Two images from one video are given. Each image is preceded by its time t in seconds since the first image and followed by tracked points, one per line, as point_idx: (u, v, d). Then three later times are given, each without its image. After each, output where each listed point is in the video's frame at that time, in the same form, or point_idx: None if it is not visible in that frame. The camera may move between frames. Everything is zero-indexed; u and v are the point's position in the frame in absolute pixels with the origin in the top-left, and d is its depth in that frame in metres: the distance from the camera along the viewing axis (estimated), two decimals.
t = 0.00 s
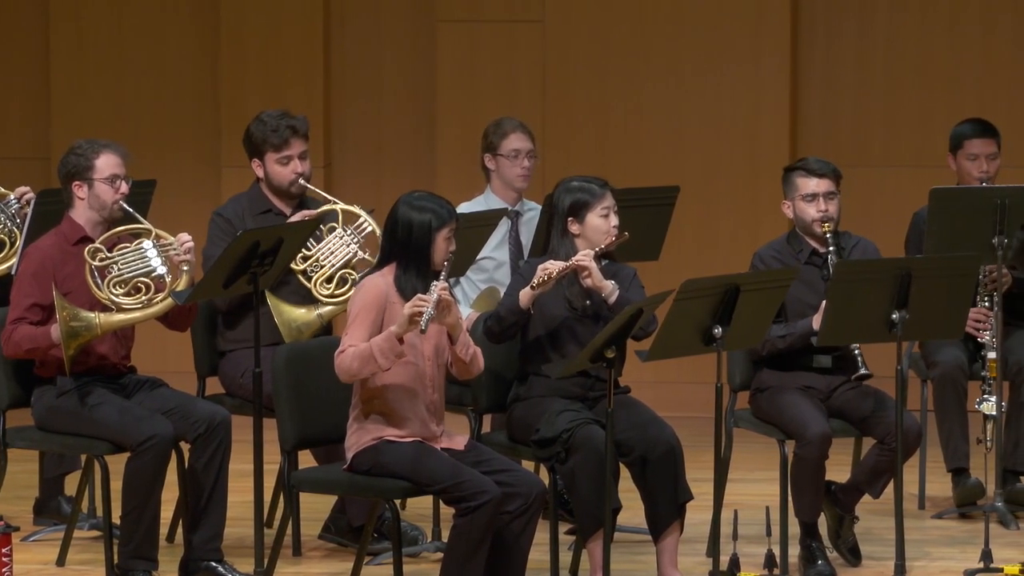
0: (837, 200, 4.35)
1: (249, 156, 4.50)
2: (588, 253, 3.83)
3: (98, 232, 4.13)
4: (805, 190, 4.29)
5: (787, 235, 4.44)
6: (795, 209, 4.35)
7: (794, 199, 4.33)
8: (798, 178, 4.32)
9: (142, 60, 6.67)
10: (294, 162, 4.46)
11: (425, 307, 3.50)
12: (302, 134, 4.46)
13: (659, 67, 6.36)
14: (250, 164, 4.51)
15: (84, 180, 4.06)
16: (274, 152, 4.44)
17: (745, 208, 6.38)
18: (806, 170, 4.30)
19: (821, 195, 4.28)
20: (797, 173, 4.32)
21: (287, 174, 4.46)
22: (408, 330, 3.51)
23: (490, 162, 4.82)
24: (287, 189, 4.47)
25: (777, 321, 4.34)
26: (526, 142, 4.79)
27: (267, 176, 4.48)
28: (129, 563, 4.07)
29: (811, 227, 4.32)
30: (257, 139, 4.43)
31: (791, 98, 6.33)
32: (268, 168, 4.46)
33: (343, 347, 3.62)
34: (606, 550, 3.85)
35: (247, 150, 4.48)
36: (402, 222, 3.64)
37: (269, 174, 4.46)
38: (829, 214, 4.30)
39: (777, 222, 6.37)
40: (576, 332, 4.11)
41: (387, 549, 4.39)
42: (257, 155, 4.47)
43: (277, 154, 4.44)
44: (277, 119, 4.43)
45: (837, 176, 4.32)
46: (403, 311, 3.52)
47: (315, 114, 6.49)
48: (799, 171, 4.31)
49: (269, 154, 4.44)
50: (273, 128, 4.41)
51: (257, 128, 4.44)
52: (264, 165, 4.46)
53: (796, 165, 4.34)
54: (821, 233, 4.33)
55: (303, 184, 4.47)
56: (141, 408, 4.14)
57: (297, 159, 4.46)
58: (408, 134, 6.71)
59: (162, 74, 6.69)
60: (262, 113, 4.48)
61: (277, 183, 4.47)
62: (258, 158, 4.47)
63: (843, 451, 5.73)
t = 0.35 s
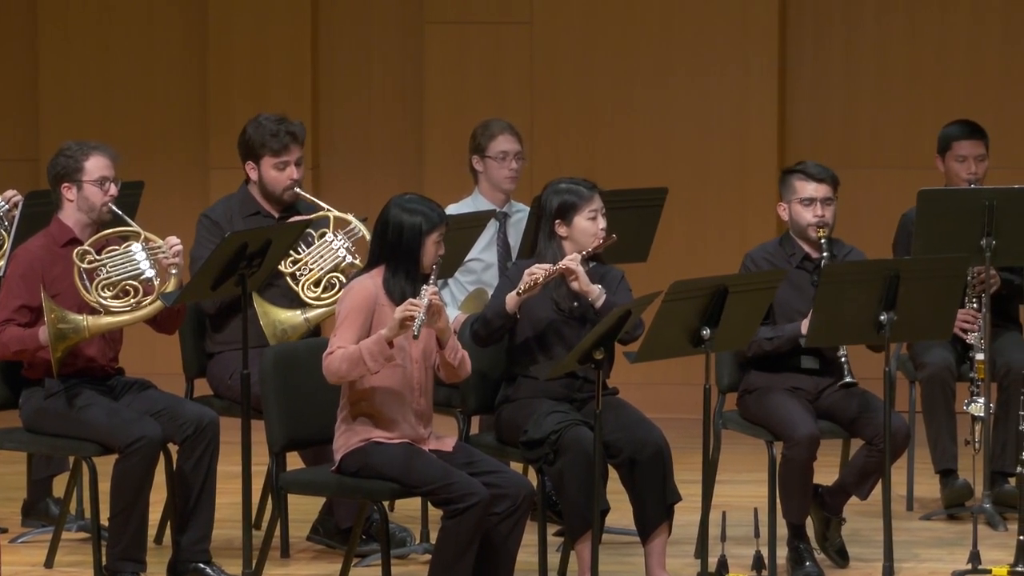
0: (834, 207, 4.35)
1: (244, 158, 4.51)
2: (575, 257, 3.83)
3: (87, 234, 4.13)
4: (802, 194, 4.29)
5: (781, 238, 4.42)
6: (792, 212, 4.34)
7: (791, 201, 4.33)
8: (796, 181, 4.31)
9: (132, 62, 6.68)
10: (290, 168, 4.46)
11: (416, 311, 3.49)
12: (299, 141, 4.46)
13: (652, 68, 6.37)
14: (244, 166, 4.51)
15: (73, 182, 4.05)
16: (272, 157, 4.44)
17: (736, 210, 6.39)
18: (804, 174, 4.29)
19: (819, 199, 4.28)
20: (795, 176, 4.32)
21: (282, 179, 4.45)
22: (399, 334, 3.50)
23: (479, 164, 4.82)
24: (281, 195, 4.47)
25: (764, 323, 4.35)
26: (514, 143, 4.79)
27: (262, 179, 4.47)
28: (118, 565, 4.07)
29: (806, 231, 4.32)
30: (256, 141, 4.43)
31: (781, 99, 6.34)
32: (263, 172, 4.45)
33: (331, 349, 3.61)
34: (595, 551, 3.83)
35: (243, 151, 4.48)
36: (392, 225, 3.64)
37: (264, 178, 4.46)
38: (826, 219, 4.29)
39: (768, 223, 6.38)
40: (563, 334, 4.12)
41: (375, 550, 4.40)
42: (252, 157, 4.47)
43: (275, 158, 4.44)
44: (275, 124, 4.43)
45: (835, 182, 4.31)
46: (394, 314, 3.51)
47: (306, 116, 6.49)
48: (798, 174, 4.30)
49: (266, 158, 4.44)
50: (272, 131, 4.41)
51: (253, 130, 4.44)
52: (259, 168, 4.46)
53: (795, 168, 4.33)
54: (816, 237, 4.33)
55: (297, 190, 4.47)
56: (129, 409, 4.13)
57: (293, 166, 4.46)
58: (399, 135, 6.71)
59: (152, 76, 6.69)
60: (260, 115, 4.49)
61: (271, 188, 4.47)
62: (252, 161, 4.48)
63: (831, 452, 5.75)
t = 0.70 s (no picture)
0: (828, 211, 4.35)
1: (244, 156, 4.48)
2: (563, 264, 3.83)
3: (79, 237, 4.13)
4: (798, 198, 4.29)
5: (771, 239, 4.43)
6: (785, 214, 4.33)
7: (786, 204, 4.32)
8: (791, 184, 4.32)
9: (127, 61, 6.77)
10: (289, 176, 4.45)
11: (409, 310, 3.49)
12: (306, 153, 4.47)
13: (644, 70, 6.40)
14: (243, 164, 4.49)
15: (67, 185, 4.05)
16: (276, 161, 4.42)
17: (727, 211, 6.41)
18: (800, 177, 4.29)
19: (814, 204, 4.28)
20: (789, 178, 4.32)
21: (280, 185, 4.44)
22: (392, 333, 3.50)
23: (467, 166, 4.82)
24: (275, 200, 4.47)
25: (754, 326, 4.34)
26: (502, 146, 4.78)
27: (259, 181, 4.46)
28: (106, 567, 4.06)
29: (800, 235, 4.31)
30: (260, 145, 4.41)
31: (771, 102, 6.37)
32: (263, 175, 4.44)
33: (323, 349, 3.59)
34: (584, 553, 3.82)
35: (244, 150, 4.46)
36: (381, 226, 3.64)
37: (261, 181, 4.45)
38: (820, 224, 4.29)
39: (759, 224, 6.40)
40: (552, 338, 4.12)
41: (363, 553, 4.40)
42: (253, 156, 4.45)
43: (279, 163, 4.43)
44: (287, 130, 4.43)
45: (830, 187, 4.32)
46: (387, 313, 3.51)
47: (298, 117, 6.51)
48: (792, 177, 4.30)
49: (272, 162, 4.42)
50: (282, 137, 4.41)
51: (257, 132, 4.44)
52: (259, 170, 4.44)
53: (790, 171, 4.33)
54: (809, 242, 4.32)
55: (290, 198, 4.47)
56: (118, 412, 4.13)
57: (293, 175, 4.46)
58: (391, 137, 6.74)
59: (145, 74, 6.78)
60: (267, 116, 4.48)
61: (267, 192, 4.46)
62: (252, 161, 4.46)
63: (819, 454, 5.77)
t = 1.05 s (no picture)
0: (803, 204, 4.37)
1: (238, 154, 4.47)
2: (551, 262, 3.82)
3: (70, 240, 4.12)
4: (773, 193, 4.29)
5: (752, 239, 4.41)
6: (763, 212, 4.34)
7: (762, 202, 4.33)
8: (766, 181, 4.32)
9: (119, 66, 6.79)
10: (281, 178, 4.45)
11: (404, 310, 3.49)
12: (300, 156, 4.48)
13: (635, 71, 6.42)
14: (238, 163, 4.48)
15: (59, 188, 4.06)
16: (271, 162, 4.42)
17: (717, 212, 6.43)
18: (773, 174, 4.30)
19: (790, 198, 4.29)
20: (763, 176, 4.33)
21: (272, 186, 4.45)
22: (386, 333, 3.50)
23: (455, 168, 4.81)
24: (265, 202, 4.47)
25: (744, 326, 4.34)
26: (491, 148, 4.78)
27: (252, 180, 4.46)
28: (94, 569, 4.05)
29: (781, 229, 4.31)
30: (254, 145, 4.41)
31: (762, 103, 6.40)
32: (256, 175, 4.44)
33: (315, 350, 3.58)
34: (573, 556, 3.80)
35: (238, 149, 4.45)
36: (371, 228, 3.63)
37: (254, 181, 4.44)
38: (799, 217, 4.30)
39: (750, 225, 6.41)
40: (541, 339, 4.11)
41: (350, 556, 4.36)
42: (247, 155, 4.44)
43: (273, 164, 4.42)
44: (283, 132, 4.43)
45: (803, 179, 4.33)
46: (382, 313, 3.51)
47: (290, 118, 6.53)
48: (766, 173, 4.31)
49: (266, 162, 4.42)
50: (278, 138, 4.41)
51: (255, 134, 4.42)
52: (253, 169, 4.43)
53: (762, 169, 4.34)
54: (790, 236, 4.32)
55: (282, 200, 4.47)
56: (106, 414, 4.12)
57: (286, 178, 4.46)
58: (382, 139, 6.75)
59: (138, 78, 6.79)
60: (264, 117, 4.47)
61: (259, 192, 4.46)
62: (246, 160, 4.44)
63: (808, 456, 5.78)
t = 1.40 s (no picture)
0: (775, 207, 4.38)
1: (220, 156, 4.49)
2: (538, 266, 3.82)
3: (61, 241, 4.12)
4: (744, 198, 4.31)
5: (730, 246, 4.41)
6: (736, 218, 4.35)
7: (734, 208, 4.34)
8: (736, 186, 4.34)
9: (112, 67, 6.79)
10: (263, 171, 4.45)
11: (397, 315, 3.49)
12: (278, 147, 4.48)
13: (627, 73, 6.42)
14: (220, 165, 4.50)
15: (49, 189, 4.05)
16: (248, 157, 4.43)
17: (709, 213, 6.43)
18: (742, 178, 4.32)
19: (761, 201, 4.31)
20: (733, 182, 4.35)
21: (254, 181, 4.45)
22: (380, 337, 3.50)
23: (445, 170, 4.82)
24: (251, 196, 4.46)
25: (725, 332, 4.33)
26: (480, 151, 4.78)
27: (235, 179, 4.47)
28: (82, 571, 4.05)
29: (754, 233, 4.32)
30: (233, 142, 4.42)
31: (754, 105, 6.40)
32: (237, 173, 4.45)
33: (307, 354, 3.57)
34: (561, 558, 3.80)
35: (219, 150, 4.47)
36: (360, 231, 3.62)
37: (236, 179, 4.45)
38: (771, 219, 4.31)
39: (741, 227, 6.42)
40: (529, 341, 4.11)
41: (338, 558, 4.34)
42: (228, 156, 4.46)
43: (251, 159, 4.43)
44: (258, 127, 4.44)
45: (772, 182, 4.35)
46: (375, 317, 3.50)
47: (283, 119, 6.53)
48: (736, 179, 4.33)
49: (244, 159, 4.43)
50: (252, 133, 4.42)
51: (233, 132, 4.44)
52: (234, 168, 4.45)
53: (732, 175, 4.37)
54: (764, 239, 4.33)
55: (267, 195, 4.46)
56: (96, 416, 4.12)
57: (268, 170, 4.46)
58: (375, 140, 6.75)
59: (131, 80, 6.80)
60: (241, 118, 4.49)
61: (242, 188, 4.46)
62: (228, 160, 4.46)
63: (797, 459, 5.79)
